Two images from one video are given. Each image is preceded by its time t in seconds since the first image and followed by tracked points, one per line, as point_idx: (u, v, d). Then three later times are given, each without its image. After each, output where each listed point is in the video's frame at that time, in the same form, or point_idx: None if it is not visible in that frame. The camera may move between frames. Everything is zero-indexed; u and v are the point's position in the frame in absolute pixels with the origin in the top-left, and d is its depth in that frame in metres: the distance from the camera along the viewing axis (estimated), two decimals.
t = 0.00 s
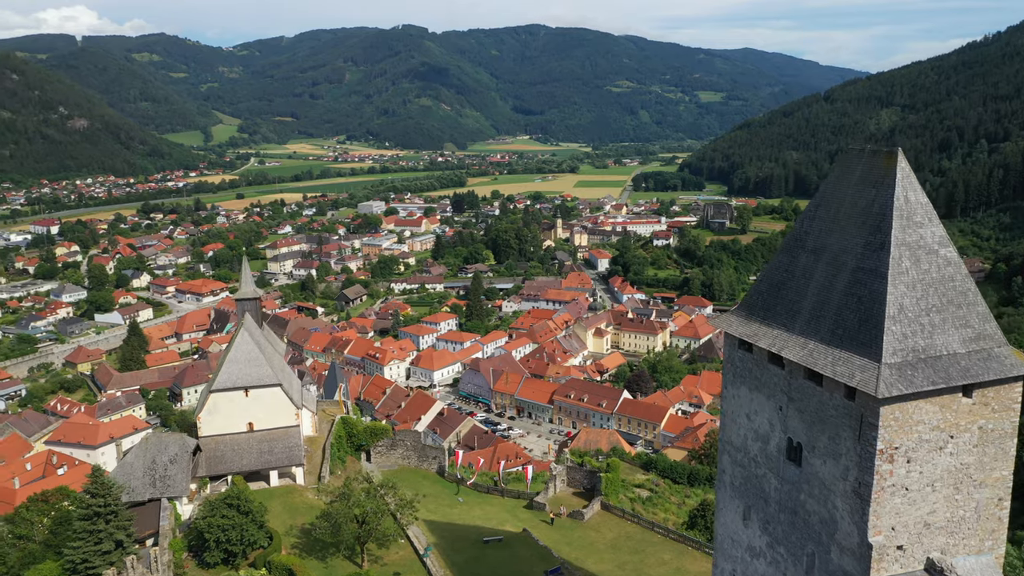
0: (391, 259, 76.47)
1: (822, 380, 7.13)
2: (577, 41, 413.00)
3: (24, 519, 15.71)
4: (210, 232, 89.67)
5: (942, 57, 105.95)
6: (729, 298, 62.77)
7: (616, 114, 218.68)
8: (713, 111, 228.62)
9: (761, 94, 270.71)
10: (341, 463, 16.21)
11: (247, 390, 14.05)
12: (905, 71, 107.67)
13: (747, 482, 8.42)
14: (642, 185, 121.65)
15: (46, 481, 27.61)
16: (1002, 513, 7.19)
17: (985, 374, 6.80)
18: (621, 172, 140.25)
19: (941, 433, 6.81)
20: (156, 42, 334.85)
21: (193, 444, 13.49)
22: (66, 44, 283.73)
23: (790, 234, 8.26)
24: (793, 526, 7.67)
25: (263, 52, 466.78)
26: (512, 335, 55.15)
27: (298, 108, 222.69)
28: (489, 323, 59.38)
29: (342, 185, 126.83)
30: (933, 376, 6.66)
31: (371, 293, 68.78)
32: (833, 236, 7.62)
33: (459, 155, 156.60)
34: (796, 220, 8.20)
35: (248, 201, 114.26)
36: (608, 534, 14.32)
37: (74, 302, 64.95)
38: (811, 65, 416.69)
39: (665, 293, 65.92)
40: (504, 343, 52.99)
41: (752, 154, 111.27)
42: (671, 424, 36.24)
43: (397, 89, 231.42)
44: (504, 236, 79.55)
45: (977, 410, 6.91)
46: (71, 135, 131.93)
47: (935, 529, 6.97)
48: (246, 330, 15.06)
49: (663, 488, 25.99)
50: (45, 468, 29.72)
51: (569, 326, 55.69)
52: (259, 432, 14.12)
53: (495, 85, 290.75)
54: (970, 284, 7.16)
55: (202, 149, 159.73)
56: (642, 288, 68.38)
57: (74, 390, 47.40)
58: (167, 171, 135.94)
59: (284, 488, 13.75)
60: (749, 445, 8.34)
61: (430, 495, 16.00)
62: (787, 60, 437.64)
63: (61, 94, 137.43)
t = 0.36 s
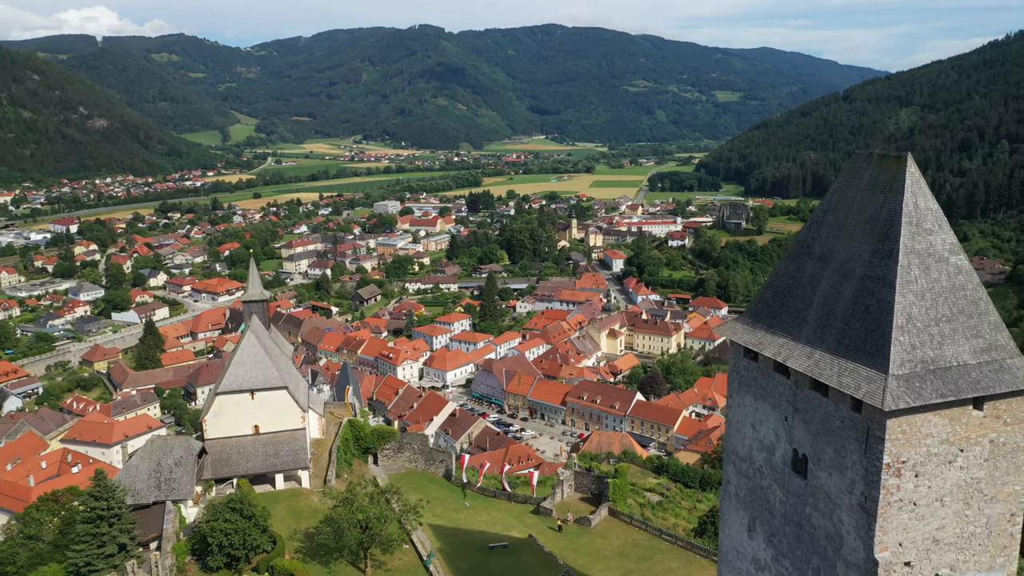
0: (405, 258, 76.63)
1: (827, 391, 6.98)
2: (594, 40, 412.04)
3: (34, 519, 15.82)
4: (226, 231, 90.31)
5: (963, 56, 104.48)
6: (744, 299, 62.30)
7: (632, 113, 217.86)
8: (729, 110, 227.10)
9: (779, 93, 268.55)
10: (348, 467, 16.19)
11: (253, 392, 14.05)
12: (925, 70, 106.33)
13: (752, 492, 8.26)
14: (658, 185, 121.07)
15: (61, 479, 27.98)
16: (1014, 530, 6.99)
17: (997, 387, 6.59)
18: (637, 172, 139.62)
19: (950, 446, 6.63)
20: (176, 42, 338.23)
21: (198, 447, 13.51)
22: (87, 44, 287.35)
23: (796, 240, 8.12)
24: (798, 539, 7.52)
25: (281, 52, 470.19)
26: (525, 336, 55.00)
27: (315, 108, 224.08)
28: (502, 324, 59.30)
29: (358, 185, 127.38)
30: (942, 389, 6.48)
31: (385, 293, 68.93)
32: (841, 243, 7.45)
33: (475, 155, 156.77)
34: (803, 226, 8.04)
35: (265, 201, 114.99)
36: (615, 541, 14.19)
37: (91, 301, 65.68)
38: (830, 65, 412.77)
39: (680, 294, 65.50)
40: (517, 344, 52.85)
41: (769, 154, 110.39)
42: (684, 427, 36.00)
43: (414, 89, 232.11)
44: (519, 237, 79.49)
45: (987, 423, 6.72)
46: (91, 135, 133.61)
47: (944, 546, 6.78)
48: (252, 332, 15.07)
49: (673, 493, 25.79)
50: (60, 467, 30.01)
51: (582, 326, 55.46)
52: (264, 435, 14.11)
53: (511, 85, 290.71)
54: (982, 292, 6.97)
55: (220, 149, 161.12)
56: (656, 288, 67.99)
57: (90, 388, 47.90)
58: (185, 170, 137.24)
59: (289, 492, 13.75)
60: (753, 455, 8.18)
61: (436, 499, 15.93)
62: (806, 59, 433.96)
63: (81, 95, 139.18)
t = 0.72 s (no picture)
0: (420, 258, 76.72)
1: (833, 403, 6.81)
2: (611, 39, 410.82)
3: (44, 520, 15.90)
4: (242, 231, 90.87)
5: (985, 55, 103.02)
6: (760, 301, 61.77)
7: (649, 113, 216.95)
8: (747, 109, 225.50)
9: (798, 92, 266.05)
10: (354, 471, 16.24)
11: (259, 395, 14.04)
12: (946, 69, 105.03)
13: (757, 504, 8.10)
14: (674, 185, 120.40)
15: (76, 478, 28.15)
16: None
17: (1009, 400, 6.39)
18: (653, 172, 138.92)
19: (960, 461, 6.44)
20: (195, 43, 341.22)
21: (204, 450, 13.54)
22: (108, 44, 290.55)
23: (803, 247, 7.95)
24: (802, 553, 7.36)
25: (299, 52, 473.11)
26: (539, 337, 54.87)
27: (331, 108, 225.20)
28: (516, 324, 59.18)
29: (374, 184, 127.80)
30: (951, 402, 6.29)
31: (399, 293, 69.06)
32: (848, 251, 7.30)
33: (491, 155, 156.76)
34: (811, 232, 7.87)
35: (282, 200, 115.58)
36: (622, 548, 14.05)
37: (109, 299, 66.28)
38: (849, 64, 408.90)
39: (695, 295, 65.07)
40: (531, 344, 52.73)
41: (786, 154, 109.45)
42: (698, 429, 35.74)
43: (430, 89, 232.61)
44: (534, 237, 79.36)
45: (999, 436, 6.53)
46: (110, 134, 135.04)
47: (953, 562, 6.60)
48: (260, 336, 15.12)
49: (685, 497, 25.56)
50: (75, 465, 30.08)
51: (596, 327, 55.23)
52: (270, 438, 14.10)
53: (528, 84, 290.32)
54: (994, 302, 6.78)
55: (237, 148, 162.28)
56: (671, 290, 67.59)
57: (106, 387, 48.36)
58: (202, 170, 138.28)
59: (295, 495, 13.75)
60: (758, 466, 8.02)
61: (443, 503, 15.87)
62: (824, 58, 430.17)
63: (101, 95, 140.77)
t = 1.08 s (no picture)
0: (434, 258, 76.80)
1: (839, 415, 6.64)
2: (628, 39, 409.37)
3: (54, 520, 16.05)
4: (259, 230, 91.43)
5: (1007, 54, 101.46)
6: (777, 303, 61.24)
7: (666, 113, 215.95)
8: (764, 109, 223.70)
9: (817, 92, 263.64)
10: (361, 474, 16.20)
11: (264, 398, 14.04)
12: (967, 68, 103.53)
13: (761, 516, 7.94)
14: (690, 186, 119.69)
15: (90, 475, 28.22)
16: None
17: (1021, 414, 6.20)
18: (669, 172, 138.26)
19: (970, 476, 6.26)
20: (213, 43, 343.95)
21: (210, 452, 13.55)
22: (128, 45, 293.92)
23: (809, 254, 7.81)
24: (807, 566, 7.21)
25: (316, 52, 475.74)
26: (553, 337, 54.72)
27: (348, 109, 226.24)
28: (529, 325, 59.04)
29: (390, 184, 128.14)
30: (960, 416, 6.11)
31: (413, 293, 69.16)
32: (854, 259, 7.13)
33: (507, 155, 156.69)
34: (818, 239, 7.71)
35: (298, 200, 116.24)
36: (629, 555, 13.91)
37: (126, 298, 66.89)
38: (869, 63, 404.61)
39: (710, 297, 64.60)
40: (544, 345, 52.58)
41: (804, 154, 108.47)
42: (711, 432, 35.48)
43: (447, 89, 232.96)
44: (548, 237, 79.25)
45: (1011, 450, 6.34)
46: (130, 133, 136.45)
47: None
48: (266, 338, 15.13)
49: (696, 502, 25.33)
50: (90, 463, 29.88)
51: (610, 328, 55.01)
52: (276, 441, 14.10)
53: (544, 84, 290.18)
54: (1006, 313, 6.59)
55: (255, 148, 163.42)
56: (687, 291, 67.21)
57: (122, 385, 48.80)
58: (220, 169, 139.29)
59: (300, 498, 13.71)
60: (763, 477, 7.87)
61: (449, 508, 15.79)
62: (843, 58, 426.04)
63: (121, 95, 142.38)
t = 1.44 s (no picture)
0: (449, 258, 76.86)
1: (843, 428, 6.49)
2: (645, 38, 407.81)
3: (64, 520, 16.10)
4: (275, 230, 92.00)
5: None
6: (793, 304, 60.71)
7: (683, 113, 214.86)
8: (782, 108, 221.85)
9: (836, 92, 261.12)
10: (368, 477, 16.20)
11: (270, 401, 14.03)
12: (990, 67, 102.00)
13: (766, 529, 7.78)
14: (707, 186, 119.00)
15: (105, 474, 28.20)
16: None
17: None
18: (685, 172, 137.45)
19: (978, 493, 6.09)
20: (232, 43, 346.67)
21: (215, 455, 13.56)
22: (148, 46, 297.13)
23: (816, 261, 7.65)
24: None
25: (334, 52, 478.48)
26: (566, 338, 54.54)
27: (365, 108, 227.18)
28: (543, 325, 58.93)
29: (405, 184, 128.46)
30: (970, 430, 5.94)
31: (428, 293, 69.23)
32: (862, 268, 6.97)
33: (523, 154, 156.56)
34: (825, 246, 7.55)
35: (314, 199, 116.82)
36: (636, 562, 13.78)
37: (143, 297, 67.50)
38: (889, 63, 400.06)
39: (726, 298, 64.16)
40: (558, 346, 52.41)
41: (822, 154, 107.47)
42: (725, 435, 35.16)
43: (463, 89, 233.21)
44: (563, 237, 79.12)
45: (1021, 467, 6.15)
46: (148, 133, 137.92)
47: None
48: (273, 340, 15.13)
49: (709, 507, 25.08)
50: (104, 462, 29.79)
51: (624, 329, 54.72)
52: (282, 443, 14.09)
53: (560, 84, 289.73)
54: (1018, 324, 6.40)
55: (272, 147, 164.54)
56: (702, 292, 66.70)
57: (138, 383, 49.26)
58: (237, 169, 140.28)
59: (305, 502, 13.70)
60: (768, 489, 7.70)
61: (455, 512, 15.71)
62: (863, 57, 421.54)
63: (139, 95, 143.90)
